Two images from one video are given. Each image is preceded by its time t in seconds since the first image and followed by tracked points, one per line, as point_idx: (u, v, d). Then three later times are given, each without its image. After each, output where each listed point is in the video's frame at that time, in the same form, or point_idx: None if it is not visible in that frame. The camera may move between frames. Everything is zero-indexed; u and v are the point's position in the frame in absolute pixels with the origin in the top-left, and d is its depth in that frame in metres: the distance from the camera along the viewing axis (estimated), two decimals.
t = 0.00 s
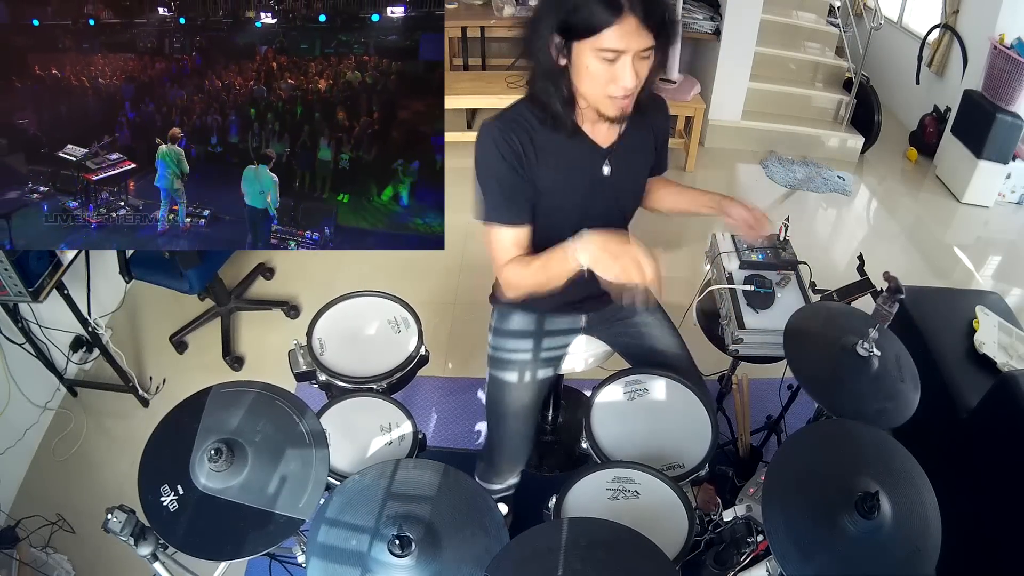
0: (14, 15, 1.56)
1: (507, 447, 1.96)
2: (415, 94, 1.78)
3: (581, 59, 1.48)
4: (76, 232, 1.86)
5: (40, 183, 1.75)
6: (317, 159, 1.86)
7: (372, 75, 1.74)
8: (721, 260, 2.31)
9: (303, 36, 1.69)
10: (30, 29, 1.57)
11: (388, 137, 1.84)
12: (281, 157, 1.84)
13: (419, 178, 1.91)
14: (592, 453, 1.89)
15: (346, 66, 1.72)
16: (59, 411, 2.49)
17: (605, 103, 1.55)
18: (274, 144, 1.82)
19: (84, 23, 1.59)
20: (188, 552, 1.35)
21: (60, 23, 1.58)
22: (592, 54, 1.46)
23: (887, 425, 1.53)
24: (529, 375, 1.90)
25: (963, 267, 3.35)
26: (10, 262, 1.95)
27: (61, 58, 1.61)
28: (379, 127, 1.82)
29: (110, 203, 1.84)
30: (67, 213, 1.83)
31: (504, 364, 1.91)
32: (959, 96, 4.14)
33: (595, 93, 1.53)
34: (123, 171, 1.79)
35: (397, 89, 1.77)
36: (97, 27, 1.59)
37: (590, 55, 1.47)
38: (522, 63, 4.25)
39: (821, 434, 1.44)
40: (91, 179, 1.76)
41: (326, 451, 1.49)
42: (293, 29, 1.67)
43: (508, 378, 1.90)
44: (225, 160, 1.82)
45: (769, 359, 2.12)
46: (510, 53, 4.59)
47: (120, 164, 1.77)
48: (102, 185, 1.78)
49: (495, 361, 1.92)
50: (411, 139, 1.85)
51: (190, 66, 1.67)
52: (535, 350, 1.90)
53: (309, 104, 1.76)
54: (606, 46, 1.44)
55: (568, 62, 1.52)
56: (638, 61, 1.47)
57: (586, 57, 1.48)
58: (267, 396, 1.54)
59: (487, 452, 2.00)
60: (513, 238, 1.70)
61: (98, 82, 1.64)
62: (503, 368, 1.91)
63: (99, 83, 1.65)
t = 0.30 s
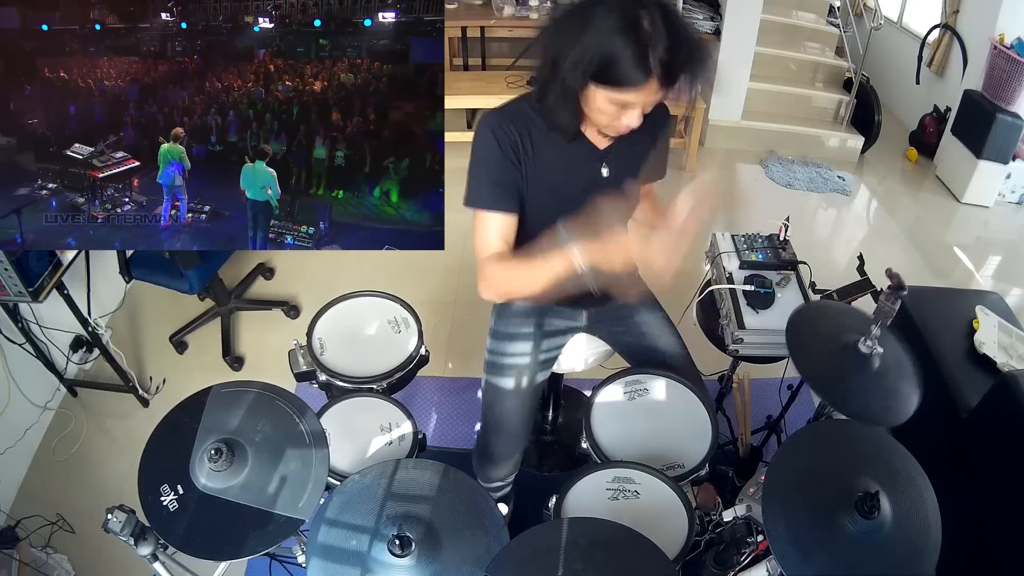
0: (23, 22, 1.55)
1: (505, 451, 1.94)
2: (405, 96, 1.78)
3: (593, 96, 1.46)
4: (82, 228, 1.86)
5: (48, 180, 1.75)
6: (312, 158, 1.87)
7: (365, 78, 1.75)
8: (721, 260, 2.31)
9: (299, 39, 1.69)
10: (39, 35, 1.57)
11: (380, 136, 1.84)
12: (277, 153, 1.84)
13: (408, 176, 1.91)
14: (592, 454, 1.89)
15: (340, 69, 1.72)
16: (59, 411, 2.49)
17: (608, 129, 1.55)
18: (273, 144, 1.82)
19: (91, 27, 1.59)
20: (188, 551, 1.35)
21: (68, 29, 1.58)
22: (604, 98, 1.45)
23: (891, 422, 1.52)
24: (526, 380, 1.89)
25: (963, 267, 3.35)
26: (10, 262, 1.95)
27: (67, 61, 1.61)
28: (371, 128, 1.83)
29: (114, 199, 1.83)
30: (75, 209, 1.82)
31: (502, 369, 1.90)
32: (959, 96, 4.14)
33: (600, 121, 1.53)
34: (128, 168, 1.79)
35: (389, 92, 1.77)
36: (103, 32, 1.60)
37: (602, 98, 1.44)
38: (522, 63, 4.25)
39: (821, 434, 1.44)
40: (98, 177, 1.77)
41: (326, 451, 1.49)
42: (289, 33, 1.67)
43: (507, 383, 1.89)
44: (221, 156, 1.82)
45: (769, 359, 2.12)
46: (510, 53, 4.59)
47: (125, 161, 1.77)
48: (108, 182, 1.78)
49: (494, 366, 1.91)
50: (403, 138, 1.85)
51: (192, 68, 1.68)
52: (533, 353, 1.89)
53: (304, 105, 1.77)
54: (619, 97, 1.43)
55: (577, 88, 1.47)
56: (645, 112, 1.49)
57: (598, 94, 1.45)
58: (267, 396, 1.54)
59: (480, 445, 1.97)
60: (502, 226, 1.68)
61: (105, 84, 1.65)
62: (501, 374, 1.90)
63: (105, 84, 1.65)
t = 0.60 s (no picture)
0: (34, 26, 1.59)
1: (501, 443, 1.94)
2: (395, 98, 1.78)
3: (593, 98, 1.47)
4: (89, 225, 1.85)
5: (57, 177, 1.75)
6: (307, 157, 1.85)
7: (358, 79, 1.75)
8: (721, 260, 2.31)
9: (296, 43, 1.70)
10: (48, 39, 1.60)
11: (371, 135, 1.82)
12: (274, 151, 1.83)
13: (397, 173, 1.89)
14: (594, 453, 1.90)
15: (335, 71, 1.73)
16: (59, 411, 2.49)
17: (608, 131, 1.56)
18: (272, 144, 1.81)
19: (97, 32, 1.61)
20: (188, 552, 1.35)
21: (76, 33, 1.61)
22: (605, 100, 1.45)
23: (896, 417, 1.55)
24: (527, 377, 1.91)
25: (963, 267, 3.35)
26: (10, 262, 1.94)
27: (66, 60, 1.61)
28: (364, 127, 1.81)
29: (119, 195, 1.82)
30: (82, 205, 1.81)
31: (501, 366, 1.91)
32: (959, 96, 4.14)
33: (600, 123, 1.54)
34: (133, 166, 1.79)
35: (381, 94, 1.77)
36: (109, 37, 1.62)
37: (602, 99, 1.45)
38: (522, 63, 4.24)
39: (820, 434, 1.44)
40: (103, 173, 1.76)
41: (326, 451, 1.49)
42: (285, 36, 1.68)
43: (507, 380, 1.90)
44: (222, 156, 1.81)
45: (770, 358, 2.12)
46: (510, 53, 4.59)
47: (129, 160, 1.77)
48: (113, 180, 1.78)
49: (493, 364, 1.92)
50: (393, 138, 1.84)
51: (193, 69, 1.69)
52: (533, 352, 1.91)
53: (300, 105, 1.76)
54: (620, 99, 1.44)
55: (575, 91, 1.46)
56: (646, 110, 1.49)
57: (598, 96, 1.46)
58: (267, 396, 1.54)
59: (477, 445, 1.98)
60: (514, 243, 1.71)
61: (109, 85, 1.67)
62: (501, 371, 1.91)
63: (110, 85, 1.67)
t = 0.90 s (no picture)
0: (41, 31, 1.58)
1: (506, 447, 1.93)
2: (387, 98, 1.77)
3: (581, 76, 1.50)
4: (95, 221, 1.84)
5: (64, 174, 1.74)
6: (302, 155, 1.85)
7: (352, 81, 1.74)
8: (721, 260, 2.31)
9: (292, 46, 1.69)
10: (56, 43, 1.60)
11: (364, 135, 1.82)
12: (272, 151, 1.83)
13: (389, 172, 1.88)
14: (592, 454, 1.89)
15: (331, 74, 1.73)
16: (59, 410, 2.49)
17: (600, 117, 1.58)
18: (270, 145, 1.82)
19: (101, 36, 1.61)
20: (188, 552, 1.35)
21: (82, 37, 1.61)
22: (593, 75, 1.48)
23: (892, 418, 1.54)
24: (529, 377, 1.90)
25: (963, 267, 3.35)
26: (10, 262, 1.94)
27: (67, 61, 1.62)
28: (356, 127, 1.81)
29: (123, 193, 1.80)
30: (88, 201, 1.80)
31: (504, 365, 1.91)
32: (959, 96, 4.14)
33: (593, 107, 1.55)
34: (136, 164, 1.77)
35: (374, 95, 1.76)
36: (114, 40, 1.62)
37: (591, 74, 1.48)
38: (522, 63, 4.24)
39: (820, 435, 1.44)
40: (109, 172, 1.74)
41: (326, 451, 1.49)
42: (282, 41, 1.68)
43: (509, 379, 1.90)
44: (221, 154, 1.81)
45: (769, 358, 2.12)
46: (510, 53, 4.59)
47: (133, 158, 1.76)
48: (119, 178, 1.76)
49: (495, 362, 1.93)
50: (385, 138, 1.83)
51: (194, 72, 1.68)
52: (535, 351, 1.91)
53: (297, 107, 1.76)
54: (608, 71, 1.46)
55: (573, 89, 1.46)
56: (636, 85, 1.50)
57: (587, 73, 1.48)
58: (267, 396, 1.54)
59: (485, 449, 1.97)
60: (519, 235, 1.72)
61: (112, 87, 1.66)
62: (504, 369, 1.91)
63: (113, 86, 1.66)
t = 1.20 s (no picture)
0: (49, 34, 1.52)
1: (504, 445, 1.97)
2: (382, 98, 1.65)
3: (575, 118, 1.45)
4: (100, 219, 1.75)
5: (72, 172, 1.67)
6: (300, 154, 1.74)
7: (348, 82, 1.64)
8: (721, 260, 2.30)
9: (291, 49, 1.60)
10: (63, 47, 1.54)
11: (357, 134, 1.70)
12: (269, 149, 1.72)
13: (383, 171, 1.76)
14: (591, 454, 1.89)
15: (327, 75, 1.62)
16: (59, 411, 2.49)
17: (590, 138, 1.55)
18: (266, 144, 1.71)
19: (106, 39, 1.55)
20: (188, 552, 1.35)
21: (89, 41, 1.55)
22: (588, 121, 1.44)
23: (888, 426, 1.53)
24: (528, 376, 1.92)
25: (963, 267, 3.35)
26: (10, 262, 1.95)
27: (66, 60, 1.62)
28: (351, 126, 1.69)
29: (127, 189, 1.72)
30: (94, 198, 1.71)
31: (503, 365, 1.93)
32: (959, 96, 4.14)
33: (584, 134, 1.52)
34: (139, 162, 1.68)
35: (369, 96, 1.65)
36: (119, 44, 1.55)
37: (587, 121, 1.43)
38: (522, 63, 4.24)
39: (820, 435, 1.44)
40: (114, 169, 1.66)
41: (326, 451, 1.49)
42: (279, 45, 1.59)
43: (507, 379, 1.92)
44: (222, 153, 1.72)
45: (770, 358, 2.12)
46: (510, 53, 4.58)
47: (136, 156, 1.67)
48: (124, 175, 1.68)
49: (494, 362, 1.94)
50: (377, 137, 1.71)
51: (195, 74, 1.60)
52: (534, 352, 1.91)
53: (293, 108, 1.66)
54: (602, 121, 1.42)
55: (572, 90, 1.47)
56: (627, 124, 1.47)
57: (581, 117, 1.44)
58: (267, 396, 1.54)
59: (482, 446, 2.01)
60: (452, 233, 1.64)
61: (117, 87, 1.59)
62: (502, 370, 1.92)
63: (118, 87, 1.59)
